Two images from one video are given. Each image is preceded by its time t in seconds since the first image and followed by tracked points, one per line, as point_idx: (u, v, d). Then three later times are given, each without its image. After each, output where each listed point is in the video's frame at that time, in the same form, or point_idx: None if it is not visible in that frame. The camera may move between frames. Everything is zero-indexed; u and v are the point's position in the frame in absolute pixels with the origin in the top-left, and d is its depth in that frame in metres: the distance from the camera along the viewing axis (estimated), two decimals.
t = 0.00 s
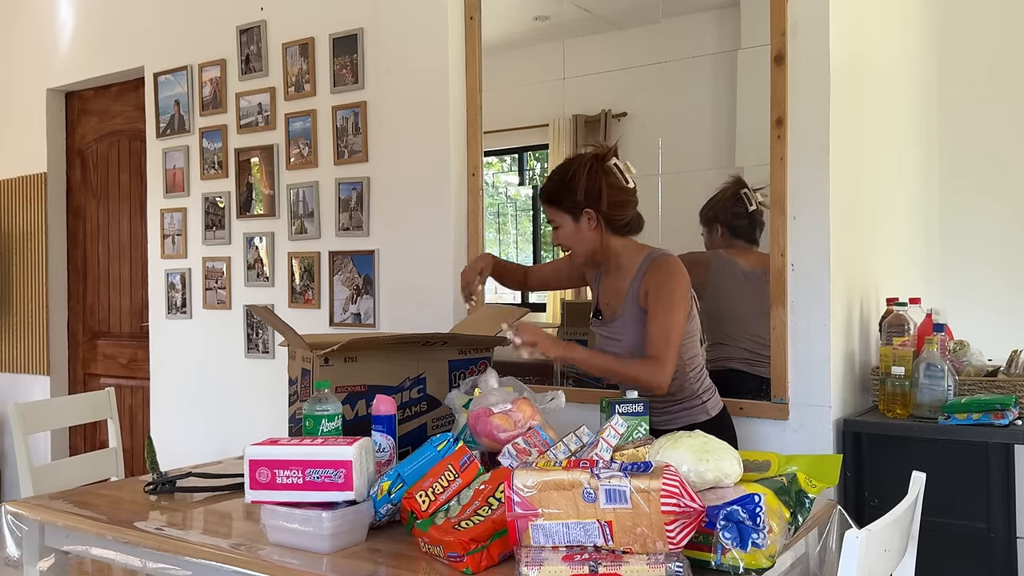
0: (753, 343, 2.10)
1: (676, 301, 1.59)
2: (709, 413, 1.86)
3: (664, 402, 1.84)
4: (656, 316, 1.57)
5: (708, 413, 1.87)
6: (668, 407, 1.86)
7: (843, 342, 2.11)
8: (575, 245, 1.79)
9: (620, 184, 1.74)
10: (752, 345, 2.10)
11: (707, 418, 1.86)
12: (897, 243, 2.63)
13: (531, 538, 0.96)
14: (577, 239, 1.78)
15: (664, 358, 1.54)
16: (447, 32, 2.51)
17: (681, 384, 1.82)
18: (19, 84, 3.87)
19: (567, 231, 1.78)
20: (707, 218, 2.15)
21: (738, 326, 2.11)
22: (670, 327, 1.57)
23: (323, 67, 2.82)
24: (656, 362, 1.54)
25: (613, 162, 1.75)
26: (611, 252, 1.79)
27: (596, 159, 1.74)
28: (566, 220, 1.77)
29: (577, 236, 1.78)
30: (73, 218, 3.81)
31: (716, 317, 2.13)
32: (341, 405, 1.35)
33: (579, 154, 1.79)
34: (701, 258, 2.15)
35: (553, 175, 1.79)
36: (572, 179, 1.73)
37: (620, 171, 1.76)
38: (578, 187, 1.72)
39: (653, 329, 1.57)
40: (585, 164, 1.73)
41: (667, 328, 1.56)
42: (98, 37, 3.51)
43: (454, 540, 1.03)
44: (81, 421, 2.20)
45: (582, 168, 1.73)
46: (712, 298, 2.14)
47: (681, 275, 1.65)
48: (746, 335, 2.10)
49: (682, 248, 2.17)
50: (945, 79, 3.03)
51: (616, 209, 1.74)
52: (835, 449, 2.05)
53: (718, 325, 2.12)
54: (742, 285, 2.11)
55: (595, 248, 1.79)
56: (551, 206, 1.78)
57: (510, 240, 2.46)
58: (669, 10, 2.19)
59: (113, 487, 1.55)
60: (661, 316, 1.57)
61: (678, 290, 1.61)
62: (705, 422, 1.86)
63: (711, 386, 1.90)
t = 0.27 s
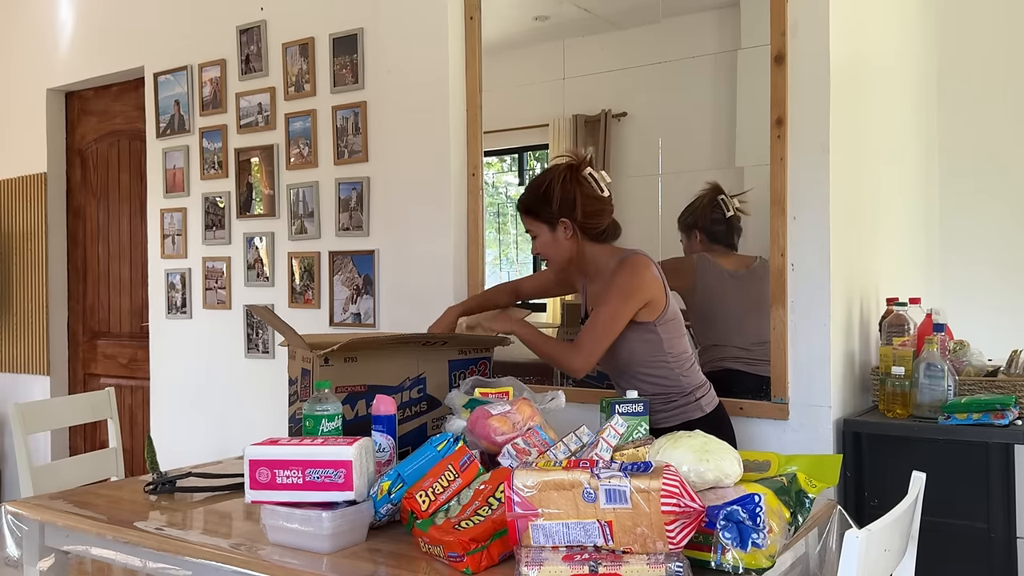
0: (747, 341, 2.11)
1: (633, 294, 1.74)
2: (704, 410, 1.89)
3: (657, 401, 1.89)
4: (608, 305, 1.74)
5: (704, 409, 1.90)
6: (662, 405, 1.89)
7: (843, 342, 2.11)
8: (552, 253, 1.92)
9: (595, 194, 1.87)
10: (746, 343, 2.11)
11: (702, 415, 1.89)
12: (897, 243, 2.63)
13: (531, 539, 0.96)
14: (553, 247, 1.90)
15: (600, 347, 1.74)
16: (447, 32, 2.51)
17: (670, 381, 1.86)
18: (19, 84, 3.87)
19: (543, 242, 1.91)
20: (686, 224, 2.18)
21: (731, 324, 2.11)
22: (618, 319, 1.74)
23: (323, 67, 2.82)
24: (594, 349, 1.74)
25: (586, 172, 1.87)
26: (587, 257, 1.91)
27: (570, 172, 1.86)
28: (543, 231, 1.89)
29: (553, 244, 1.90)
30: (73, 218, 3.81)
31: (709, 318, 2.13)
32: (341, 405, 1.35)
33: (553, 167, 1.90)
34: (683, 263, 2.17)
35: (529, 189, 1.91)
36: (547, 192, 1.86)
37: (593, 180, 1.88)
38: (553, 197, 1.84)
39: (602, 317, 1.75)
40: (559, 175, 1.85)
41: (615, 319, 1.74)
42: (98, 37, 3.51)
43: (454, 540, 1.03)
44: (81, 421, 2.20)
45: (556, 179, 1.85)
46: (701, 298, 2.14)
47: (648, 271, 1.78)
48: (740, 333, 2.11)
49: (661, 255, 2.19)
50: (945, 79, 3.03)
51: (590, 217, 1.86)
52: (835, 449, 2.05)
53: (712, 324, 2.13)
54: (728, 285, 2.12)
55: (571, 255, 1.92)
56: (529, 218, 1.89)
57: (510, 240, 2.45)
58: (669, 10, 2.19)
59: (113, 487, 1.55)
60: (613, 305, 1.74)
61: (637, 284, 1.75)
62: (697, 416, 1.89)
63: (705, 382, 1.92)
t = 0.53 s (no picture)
0: (738, 339, 2.11)
1: (630, 294, 1.75)
2: (695, 403, 1.91)
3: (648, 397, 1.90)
4: (608, 308, 1.74)
5: (695, 402, 1.92)
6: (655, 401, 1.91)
7: (843, 342, 2.11)
8: (536, 258, 1.92)
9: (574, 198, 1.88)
10: (735, 340, 2.12)
11: (693, 408, 1.91)
12: (897, 243, 2.63)
13: (531, 538, 0.96)
14: (536, 252, 1.91)
15: (610, 353, 1.74)
16: (447, 32, 2.51)
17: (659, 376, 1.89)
18: (19, 84, 3.87)
19: (526, 247, 1.91)
20: (671, 227, 2.20)
21: (720, 321, 2.13)
22: (621, 321, 1.74)
23: (323, 67, 2.82)
24: (606, 355, 1.73)
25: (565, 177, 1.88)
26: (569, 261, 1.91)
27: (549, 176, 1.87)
28: (525, 236, 1.90)
29: (535, 248, 1.90)
30: (73, 218, 3.81)
31: (699, 317, 2.15)
32: (341, 405, 1.35)
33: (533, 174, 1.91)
34: (668, 265, 2.20)
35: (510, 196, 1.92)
36: (528, 197, 1.87)
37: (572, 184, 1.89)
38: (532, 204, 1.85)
39: (605, 321, 1.74)
40: (538, 182, 1.87)
41: (618, 322, 1.74)
42: (98, 37, 3.51)
43: (454, 540, 1.03)
44: (81, 421, 2.20)
45: (535, 186, 1.86)
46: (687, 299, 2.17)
47: (635, 270, 1.78)
48: (731, 329, 2.12)
49: (648, 258, 2.22)
50: (944, 79, 3.04)
51: (570, 222, 1.87)
52: (835, 449, 2.05)
53: (702, 321, 2.14)
54: (712, 284, 2.14)
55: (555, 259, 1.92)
56: (511, 223, 1.90)
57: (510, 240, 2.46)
58: (669, 10, 2.19)
59: (113, 487, 1.55)
60: (613, 307, 1.74)
61: (630, 284, 1.75)
62: (689, 411, 1.91)
63: (696, 376, 1.94)
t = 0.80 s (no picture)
0: (734, 337, 2.11)
1: (621, 291, 1.76)
2: (687, 399, 1.92)
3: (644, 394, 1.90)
4: (602, 306, 1.75)
5: (688, 399, 1.92)
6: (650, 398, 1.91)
7: (843, 342, 2.11)
8: (524, 262, 1.92)
9: (558, 201, 1.87)
10: (729, 337, 2.12)
11: (687, 404, 1.91)
12: (897, 243, 2.63)
13: (531, 538, 0.96)
14: (523, 255, 1.91)
15: (608, 350, 1.74)
16: (447, 32, 2.51)
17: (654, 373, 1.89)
18: (19, 84, 3.87)
19: (513, 251, 1.91)
20: (659, 230, 2.22)
21: (714, 320, 2.13)
22: (616, 318, 1.75)
23: (323, 67, 2.82)
24: (605, 353, 1.74)
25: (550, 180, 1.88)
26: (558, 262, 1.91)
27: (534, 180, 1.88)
28: (512, 241, 1.90)
29: (523, 252, 1.91)
30: (73, 218, 3.81)
31: (693, 317, 2.15)
32: (341, 405, 1.35)
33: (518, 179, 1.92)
34: (655, 270, 2.21)
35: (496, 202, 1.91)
36: (512, 203, 1.87)
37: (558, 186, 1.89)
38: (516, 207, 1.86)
39: (600, 319, 1.75)
40: (522, 185, 1.88)
41: (613, 319, 1.74)
42: (98, 37, 3.51)
43: (454, 540, 1.03)
44: (81, 421, 2.20)
45: (518, 190, 1.87)
46: (677, 300, 2.18)
47: (624, 268, 1.79)
48: (725, 327, 2.12)
49: (637, 263, 2.24)
50: (944, 79, 3.04)
51: (555, 224, 1.87)
52: (835, 449, 2.05)
53: (696, 320, 2.15)
54: (707, 284, 2.15)
55: (543, 262, 1.92)
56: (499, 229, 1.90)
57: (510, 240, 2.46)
58: (669, 10, 2.19)
59: (113, 487, 1.55)
60: (607, 305, 1.75)
61: (621, 282, 1.77)
62: (685, 409, 1.92)
63: (688, 374, 1.95)
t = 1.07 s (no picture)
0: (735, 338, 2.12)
1: (622, 291, 1.76)
2: (687, 399, 1.92)
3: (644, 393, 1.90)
4: (602, 306, 1.75)
5: (687, 399, 1.93)
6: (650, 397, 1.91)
7: (843, 342, 2.11)
8: (524, 261, 1.93)
9: (558, 200, 1.87)
10: (730, 337, 2.12)
11: (686, 404, 1.91)
12: (897, 243, 2.63)
13: (531, 538, 0.96)
14: (524, 255, 1.92)
15: (608, 350, 1.74)
16: (447, 32, 2.51)
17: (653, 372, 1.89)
18: (19, 84, 3.87)
19: (513, 250, 1.92)
20: (660, 231, 2.22)
21: (714, 319, 2.13)
22: (616, 319, 1.75)
23: (323, 67, 2.82)
24: (604, 354, 1.74)
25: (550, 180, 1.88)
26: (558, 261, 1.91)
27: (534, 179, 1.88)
28: (513, 240, 1.90)
29: (524, 251, 1.91)
30: (73, 218, 3.81)
31: (693, 317, 2.15)
32: (341, 405, 1.35)
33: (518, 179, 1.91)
34: (656, 270, 2.22)
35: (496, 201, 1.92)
36: (513, 202, 1.87)
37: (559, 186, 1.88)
38: (517, 206, 1.86)
39: (600, 319, 1.75)
40: (523, 184, 1.88)
41: (614, 319, 1.75)
42: (98, 37, 3.51)
43: (454, 540, 1.03)
44: (81, 421, 2.20)
45: (519, 189, 1.87)
46: (678, 300, 2.18)
47: (625, 269, 1.79)
48: (724, 327, 2.12)
49: (638, 262, 2.24)
50: (944, 79, 3.04)
51: (556, 223, 1.87)
52: (835, 449, 2.05)
53: (696, 320, 2.15)
54: (707, 283, 2.15)
55: (543, 262, 1.93)
56: (498, 228, 1.90)
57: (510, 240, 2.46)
58: (669, 10, 2.19)
59: (113, 487, 1.55)
60: (607, 305, 1.75)
61: (621, 282, 1.77)
62: (685, 408, 1.92)
63: (687, 373, 1.95)
